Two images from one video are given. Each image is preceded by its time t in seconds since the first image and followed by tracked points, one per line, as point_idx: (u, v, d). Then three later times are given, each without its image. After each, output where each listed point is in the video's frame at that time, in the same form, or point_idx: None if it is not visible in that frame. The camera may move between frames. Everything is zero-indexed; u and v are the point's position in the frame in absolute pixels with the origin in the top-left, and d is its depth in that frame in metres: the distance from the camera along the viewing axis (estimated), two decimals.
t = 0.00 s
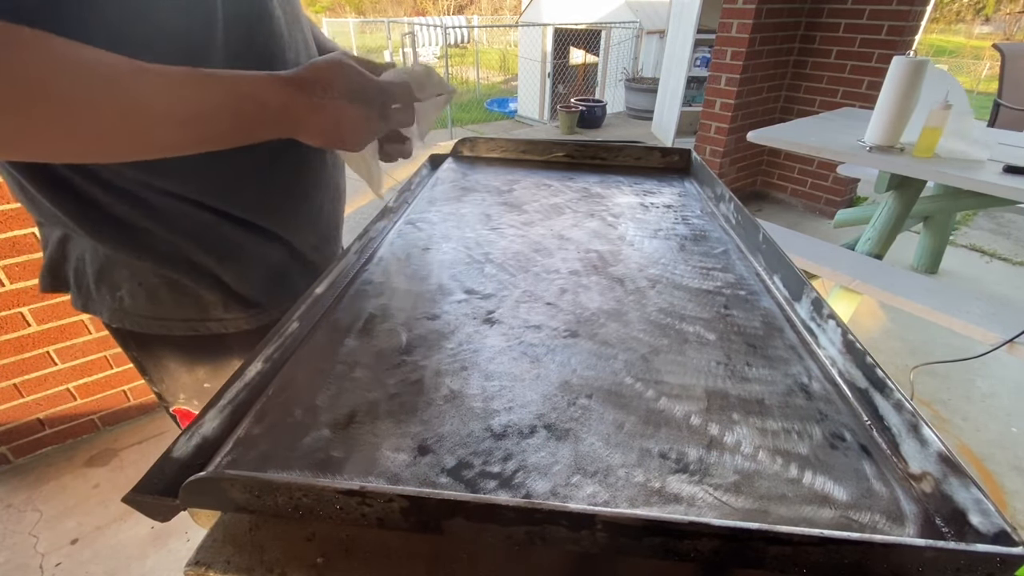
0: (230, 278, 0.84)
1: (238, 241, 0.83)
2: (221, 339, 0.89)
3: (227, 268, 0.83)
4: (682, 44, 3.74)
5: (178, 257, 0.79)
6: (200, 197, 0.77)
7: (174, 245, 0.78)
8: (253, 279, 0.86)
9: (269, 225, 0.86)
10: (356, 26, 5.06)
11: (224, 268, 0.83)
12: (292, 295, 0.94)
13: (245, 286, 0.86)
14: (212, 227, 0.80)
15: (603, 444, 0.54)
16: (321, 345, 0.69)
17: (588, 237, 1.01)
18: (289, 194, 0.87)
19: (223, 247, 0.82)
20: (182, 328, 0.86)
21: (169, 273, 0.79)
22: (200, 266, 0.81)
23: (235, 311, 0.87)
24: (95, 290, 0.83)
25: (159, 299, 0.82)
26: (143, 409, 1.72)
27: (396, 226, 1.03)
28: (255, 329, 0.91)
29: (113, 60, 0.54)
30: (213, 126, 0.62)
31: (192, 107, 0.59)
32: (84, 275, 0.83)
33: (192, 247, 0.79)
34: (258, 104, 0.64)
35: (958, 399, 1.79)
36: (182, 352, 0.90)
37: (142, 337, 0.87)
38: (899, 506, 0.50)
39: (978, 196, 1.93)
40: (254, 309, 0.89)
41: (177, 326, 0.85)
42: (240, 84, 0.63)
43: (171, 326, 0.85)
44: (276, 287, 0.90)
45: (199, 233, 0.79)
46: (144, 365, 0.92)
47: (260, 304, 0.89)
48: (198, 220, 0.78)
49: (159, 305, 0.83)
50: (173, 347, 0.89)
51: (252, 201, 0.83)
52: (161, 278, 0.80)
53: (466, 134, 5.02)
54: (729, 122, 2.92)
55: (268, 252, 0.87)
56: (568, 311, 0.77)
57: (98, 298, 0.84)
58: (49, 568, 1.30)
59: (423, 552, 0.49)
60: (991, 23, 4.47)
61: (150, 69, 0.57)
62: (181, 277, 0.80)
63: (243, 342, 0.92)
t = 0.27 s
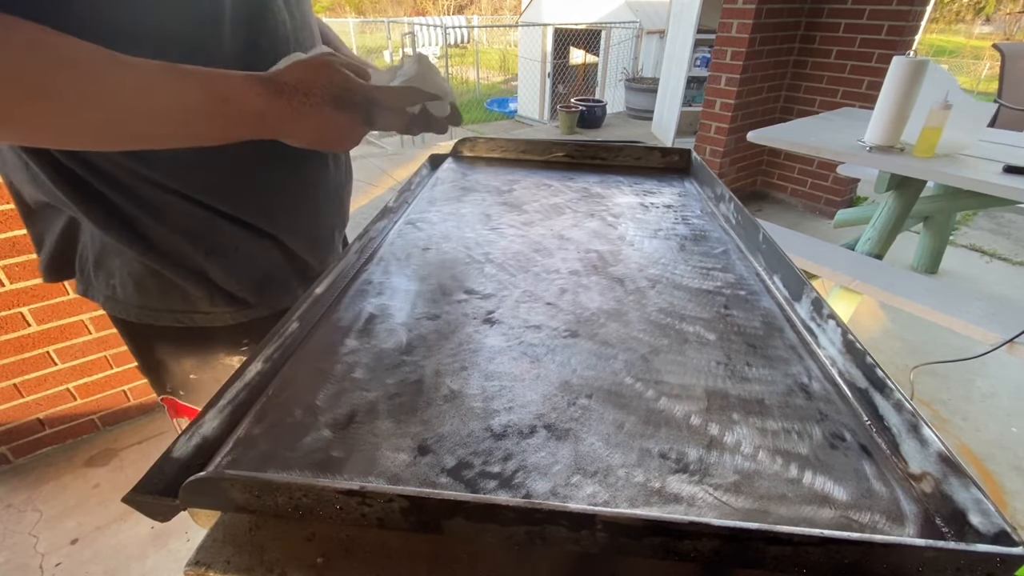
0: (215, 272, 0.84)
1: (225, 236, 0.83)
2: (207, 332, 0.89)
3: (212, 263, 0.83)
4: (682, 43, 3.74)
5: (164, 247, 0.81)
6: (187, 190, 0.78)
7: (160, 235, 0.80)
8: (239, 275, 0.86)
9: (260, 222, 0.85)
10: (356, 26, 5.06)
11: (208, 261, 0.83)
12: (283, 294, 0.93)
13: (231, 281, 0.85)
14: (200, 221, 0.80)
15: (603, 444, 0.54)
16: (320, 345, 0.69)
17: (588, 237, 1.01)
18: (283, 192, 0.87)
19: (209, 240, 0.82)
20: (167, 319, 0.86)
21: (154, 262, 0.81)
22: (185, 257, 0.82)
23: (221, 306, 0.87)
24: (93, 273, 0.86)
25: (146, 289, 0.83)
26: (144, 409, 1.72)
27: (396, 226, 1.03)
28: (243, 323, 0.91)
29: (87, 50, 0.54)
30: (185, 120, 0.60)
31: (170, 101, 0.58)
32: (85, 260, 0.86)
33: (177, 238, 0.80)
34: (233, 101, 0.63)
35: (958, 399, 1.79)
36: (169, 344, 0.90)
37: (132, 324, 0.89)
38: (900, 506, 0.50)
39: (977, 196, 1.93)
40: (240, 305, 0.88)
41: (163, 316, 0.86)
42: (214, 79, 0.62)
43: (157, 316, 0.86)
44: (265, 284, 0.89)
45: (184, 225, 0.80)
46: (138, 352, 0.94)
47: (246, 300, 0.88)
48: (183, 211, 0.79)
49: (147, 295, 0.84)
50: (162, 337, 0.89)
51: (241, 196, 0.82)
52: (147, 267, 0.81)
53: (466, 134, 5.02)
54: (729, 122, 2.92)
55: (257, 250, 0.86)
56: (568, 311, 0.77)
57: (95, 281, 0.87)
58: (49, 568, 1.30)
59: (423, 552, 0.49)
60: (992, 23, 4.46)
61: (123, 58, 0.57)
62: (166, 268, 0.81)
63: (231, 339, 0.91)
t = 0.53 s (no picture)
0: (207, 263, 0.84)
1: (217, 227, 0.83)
2: (198, 322, 0.89)
3: (206, 254, 0.83)
4: (682, 43, 3.74)
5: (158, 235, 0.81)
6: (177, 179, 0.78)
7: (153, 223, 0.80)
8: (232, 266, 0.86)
9: (256, 214, 0.85)
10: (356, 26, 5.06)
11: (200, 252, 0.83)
12: (276, 288, 0.92)
13: (223, 272, 0.85)
14: (194, 213, 0.80)
15: (603, 445, 0.54)
16: (320, 345, 0.69)
17: (588, 237, 1.01)
18: (277, 184, 0.86)
19: (201, 230, 0.82)
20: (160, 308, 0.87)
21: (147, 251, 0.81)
22: (178, 246, 0.82)
23: (211, 296, 0.86)
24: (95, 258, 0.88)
25: (140, 276, 0.84)
26: (144, 409, 1.72)
27: (396, 226, 1.03)
28: (236, 314, 0.90)
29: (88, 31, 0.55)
30: (184, 104, 0.61)
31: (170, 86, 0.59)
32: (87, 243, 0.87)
33: (172, 228, 0.80)
34: (235, 89, 0.64)
35: (958, 399, 1.79)
36: (162, 333, 0.90)
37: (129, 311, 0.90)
38: (900, 506, 0.50)
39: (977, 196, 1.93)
40: (232, 296, 0.88)
41: (156, 305, 0.86)
42: (217, 65, 0.62)
43: (150, 304, 0.86)
44: (258, 276, 0.89)
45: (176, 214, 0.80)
46: (136, 341, 0.95)
47: (238, 291, 0.88)
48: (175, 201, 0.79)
49: (141, 283, 0.84)
50: (157, 327, 0.90)
51: (235, 188, 0.82)
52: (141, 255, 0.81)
53: (466, 134, 5.02)
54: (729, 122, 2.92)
55: (252, 243, 0.86)
56: (568, 311, 0.77)
57: (97, 267, 0.88)
58: (49, 568, 1.30)
59: (423, 553, 0.49)
60: (991, 24, 4.46)
61: (128, 41, 0.57)
62: (159, 257, 0.81)
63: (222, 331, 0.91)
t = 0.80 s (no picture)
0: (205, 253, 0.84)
1: (215, 217, 0.83)
2: (196, 313, 0.89)
3: (203, 244, 0.83)
4: (682, 44, 3.74)
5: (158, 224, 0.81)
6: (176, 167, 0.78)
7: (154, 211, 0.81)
8: (228, 257, 0.86)
9: (255, 206, 0.85)
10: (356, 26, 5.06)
11: (197, 241, 0.83)
12: (275, 283, 0.92)
13: (220, 263, 0.85)
14: (192, 202, 0.81)
15: (603, 445, 0.54)
16: (320, 345, 0.69)
17: (588, 237, 1.01)
18: (276, 177, 0.86)
19: (199, 220, 0.82)
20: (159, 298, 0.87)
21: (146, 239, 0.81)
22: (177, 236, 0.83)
23: (208, 287, 0.86)
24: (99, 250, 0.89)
25: (140, 266, 0.84)
26: (144, 409, 1.72)
27: (396, 226, 1.03)
28: (232, 308, 0.90)
29: None
30: (195, 66, 0.63)
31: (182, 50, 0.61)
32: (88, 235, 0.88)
33: (172, 217, 0.81)
34: (240, 51, 0.65)
35: (958, 399, 1.79)
36: (161, 325, 0.91)
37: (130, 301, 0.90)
38: (900, 506, 0.50)
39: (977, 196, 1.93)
40: (229, 289, 0.88)
41: (155, 295, 0.87)
42: (222, 30, 0.64)
43: (150, 294, 0.87)
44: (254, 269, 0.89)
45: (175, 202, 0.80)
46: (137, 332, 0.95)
47: (235, 284, 0.88)
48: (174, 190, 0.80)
49: (140, 273, 0.85)
50: (157, 317, 0.90)
51: (233, 180, 0.82)
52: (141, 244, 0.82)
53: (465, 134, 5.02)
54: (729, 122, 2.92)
55: (251, 236, 0.86)
56: (568, 311, 0.77)
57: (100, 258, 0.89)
58: (49, 568, 1.30)
59: (423, 552, 0.49)
60: (992, 24, 4.45)
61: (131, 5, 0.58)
62: (157, 246, 0.82)
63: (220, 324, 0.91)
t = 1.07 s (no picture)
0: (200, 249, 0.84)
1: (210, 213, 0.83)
2: (193, 307, 0.89)
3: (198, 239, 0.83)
4: (682, 44, 3.74)
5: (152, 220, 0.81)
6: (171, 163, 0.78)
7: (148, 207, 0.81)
8: (224, 251, 0.86)
9: (250, 202, 0.86)
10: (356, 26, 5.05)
11: (192, 236, 0.83)
12: (267, 280, 0.92)
13: (216, 259, 0.85)
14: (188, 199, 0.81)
15: (603, 444, 0.54)
16: (320, 344, 0.69)
17: (588, 237, 1.01)
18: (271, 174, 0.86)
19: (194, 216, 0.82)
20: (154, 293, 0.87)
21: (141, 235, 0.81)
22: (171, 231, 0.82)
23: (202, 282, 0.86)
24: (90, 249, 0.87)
25: (130, 262, 0.84)
26: (145, 409, 1.72)
27: (396, 226, 1.03)
28: (226, 302, 0.90)
29: None
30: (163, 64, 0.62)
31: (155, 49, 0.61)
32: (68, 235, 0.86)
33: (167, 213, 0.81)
34: (212, 61, 0.64)
35: (958, 399, 1.79)
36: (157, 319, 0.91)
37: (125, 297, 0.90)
38: (900, 506, 0.50)
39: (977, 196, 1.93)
40: (224, 284, 0.88)
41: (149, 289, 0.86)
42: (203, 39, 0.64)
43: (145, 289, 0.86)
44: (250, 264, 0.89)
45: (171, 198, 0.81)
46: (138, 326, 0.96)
47: (230, 279, 0.88)
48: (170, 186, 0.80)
49: (134, 269, 0.84)
50: (155, 312, 0.90)
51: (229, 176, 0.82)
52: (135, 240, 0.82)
53: (466, 134, 5.02)
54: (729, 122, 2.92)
55: (246, 231, 0.86)
56: (568, 311, 0.77)
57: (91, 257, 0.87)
58: (49, 568, 1.30)
59: (423, 552, 0.49)
60: (993, 24, 4.44)
61: (112, 7, 0.58)
62: (152, 242, 0.82)
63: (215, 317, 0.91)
